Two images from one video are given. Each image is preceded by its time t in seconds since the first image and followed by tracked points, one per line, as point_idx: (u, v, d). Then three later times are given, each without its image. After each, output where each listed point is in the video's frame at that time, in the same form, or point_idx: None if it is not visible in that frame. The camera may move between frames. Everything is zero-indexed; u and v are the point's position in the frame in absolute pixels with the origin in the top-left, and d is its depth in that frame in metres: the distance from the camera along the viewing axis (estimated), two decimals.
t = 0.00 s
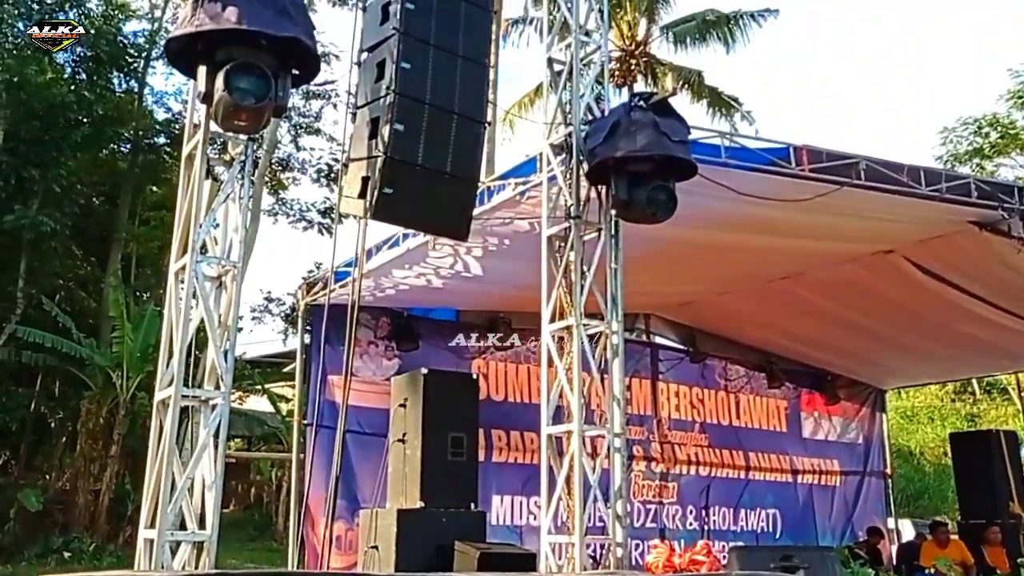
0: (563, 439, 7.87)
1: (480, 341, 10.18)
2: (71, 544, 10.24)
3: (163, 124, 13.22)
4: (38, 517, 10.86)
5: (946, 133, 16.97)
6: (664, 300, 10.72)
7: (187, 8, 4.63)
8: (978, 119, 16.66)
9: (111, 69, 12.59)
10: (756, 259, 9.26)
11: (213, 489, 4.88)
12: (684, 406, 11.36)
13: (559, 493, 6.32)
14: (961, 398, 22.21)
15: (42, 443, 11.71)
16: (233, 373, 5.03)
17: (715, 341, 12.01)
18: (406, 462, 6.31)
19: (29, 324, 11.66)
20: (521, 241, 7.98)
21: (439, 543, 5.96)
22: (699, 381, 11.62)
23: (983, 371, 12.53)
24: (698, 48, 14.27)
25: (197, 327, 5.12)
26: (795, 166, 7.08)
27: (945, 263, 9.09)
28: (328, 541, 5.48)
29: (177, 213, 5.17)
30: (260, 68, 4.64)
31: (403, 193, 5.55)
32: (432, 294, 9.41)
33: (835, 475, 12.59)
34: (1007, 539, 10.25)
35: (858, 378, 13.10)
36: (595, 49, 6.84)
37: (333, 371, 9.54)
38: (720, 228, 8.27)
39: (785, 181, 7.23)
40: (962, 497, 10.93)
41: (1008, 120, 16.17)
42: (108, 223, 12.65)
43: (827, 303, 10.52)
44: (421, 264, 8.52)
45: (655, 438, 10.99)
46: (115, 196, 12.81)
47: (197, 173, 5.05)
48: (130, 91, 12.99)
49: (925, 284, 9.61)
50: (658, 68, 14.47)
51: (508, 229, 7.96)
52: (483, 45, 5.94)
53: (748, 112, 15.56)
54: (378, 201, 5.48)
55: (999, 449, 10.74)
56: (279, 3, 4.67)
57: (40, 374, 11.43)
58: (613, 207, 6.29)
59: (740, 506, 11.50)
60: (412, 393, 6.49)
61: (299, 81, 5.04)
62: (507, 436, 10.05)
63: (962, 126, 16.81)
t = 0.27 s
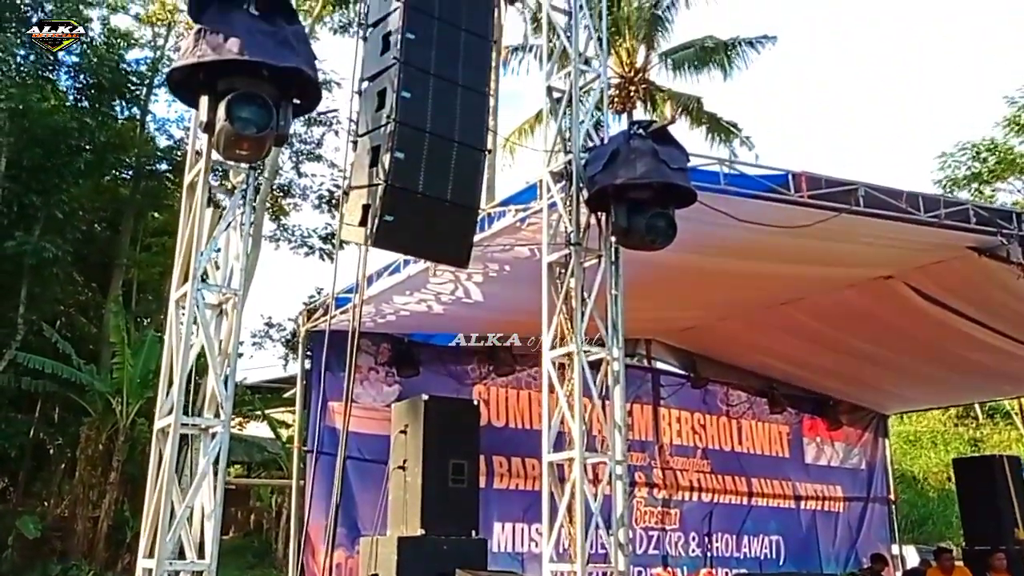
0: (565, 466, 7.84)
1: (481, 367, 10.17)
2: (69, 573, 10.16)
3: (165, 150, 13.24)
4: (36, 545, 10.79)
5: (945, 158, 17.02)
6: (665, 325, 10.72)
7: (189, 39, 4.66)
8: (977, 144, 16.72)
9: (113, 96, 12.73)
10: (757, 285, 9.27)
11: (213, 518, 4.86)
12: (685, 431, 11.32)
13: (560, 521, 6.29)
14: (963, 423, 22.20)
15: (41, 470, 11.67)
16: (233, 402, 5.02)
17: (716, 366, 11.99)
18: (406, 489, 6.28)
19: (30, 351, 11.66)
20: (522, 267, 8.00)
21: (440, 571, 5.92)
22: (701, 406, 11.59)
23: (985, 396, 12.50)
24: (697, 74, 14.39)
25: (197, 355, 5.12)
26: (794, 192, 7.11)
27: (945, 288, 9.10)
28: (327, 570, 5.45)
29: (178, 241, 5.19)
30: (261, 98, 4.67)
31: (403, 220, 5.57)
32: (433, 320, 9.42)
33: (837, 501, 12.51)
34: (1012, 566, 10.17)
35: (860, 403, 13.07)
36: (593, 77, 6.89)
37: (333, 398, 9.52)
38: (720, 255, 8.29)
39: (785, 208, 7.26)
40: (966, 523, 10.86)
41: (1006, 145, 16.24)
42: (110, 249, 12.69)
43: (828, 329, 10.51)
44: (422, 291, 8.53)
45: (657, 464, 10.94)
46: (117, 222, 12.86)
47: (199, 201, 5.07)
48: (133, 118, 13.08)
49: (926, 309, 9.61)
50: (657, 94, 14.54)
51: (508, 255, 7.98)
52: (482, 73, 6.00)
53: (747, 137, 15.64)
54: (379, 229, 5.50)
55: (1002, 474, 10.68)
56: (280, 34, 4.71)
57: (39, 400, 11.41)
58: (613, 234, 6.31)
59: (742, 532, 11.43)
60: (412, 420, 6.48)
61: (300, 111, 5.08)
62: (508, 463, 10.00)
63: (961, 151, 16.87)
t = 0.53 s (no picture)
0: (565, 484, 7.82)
1: (481, 385, 10.15)
2: None
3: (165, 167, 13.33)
4: (33, 563, 10.73)
5: (943, 173, 17.06)
6: (664, 342, 10.72)
7: (190, 59, 4.68)
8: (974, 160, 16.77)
9: (114, 113, 12.75)
10: (756, 302, 9.27)
11: (211, 537, 4.84)
12: (685, 448, 11.29)
13: (560, 540, 6.26)
14: (963, 440, 22.16)
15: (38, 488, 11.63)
16: (231, 420, 5.00)
17: (715, 383, 11.98)
18: (406, 508, 6.26)
19: (29, 369, 11.64)
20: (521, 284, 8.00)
21: None
22: (700, 423, 11.57)
23: (986, 412, 12.47)
24: (694, 92, 14.45)
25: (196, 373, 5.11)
26: (793, 209, 7.13)
27: (945, 304, 9.10)
28: None
29: (177, 259, 5.19)
30: (261, 117, 4.69)
31: (402, 238, 5.58)
32: (433, 338, 9.41)
33: (838, 518, 12.46)
34: None
35: (860, 420, 13.04)
36: (592, 95, 6.92)
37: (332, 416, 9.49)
38: (719, 271, 8.30)
39: (784, 225, 7.28)
40: (968, 539, 10.80)
41: (1003, 161, 16.31)
42: (109, 267, 12.71)
43: (828, 345, 10.51)
44: (421, 308, 8.52)
45: (657, 481, 10.90)
46: (116, 240, 12.87)
47: (198, 220, 5.08)
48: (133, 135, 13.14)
49: (925, 325, 9.61)
50: (655, 111, 14.56)
51: (507, 272, 7.99)
52: (481, 92, 6.02)
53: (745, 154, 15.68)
54: (378, 247, 5.50)
55: (1003, 490, 10.64)
56: (280, 53, 4.74)
57: (37, 419, 11.38)
58: (612, 251, 6.32)
59: (743, 550, 11.38)
60: (411, 437, 6.45)
61: (300, 130, 5.10)
62: (507, 480, 9.97)
63: (958, 166, 16.92)
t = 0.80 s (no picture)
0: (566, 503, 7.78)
1: (480, 403, 10.14)
2: None
3: (165, 185, 13.41)
4: None
5: (942, 192, 17.03)
6: (664, 359, 10.70)
7: (190, 79, 4.71)
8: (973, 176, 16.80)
9: (114, 131, 12.79)
10: (756, 319, 9.26)
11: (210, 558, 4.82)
12: (686, 466, 11.24)
13: (560, 559, 6.22)
14: (965, 458, 22.17)
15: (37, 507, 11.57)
16: (231, 440, 4.98)
17: (716, 401, 11.95)
18: (405, 527, 6.23)
19: (28, 387, 11.60)
20: (521, 302, 8.00)
21: None
22: (701, 440, 11.53)
23: (988, 429, 12.43)
24: (694, 108, 14.50)
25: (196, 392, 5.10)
26: (793, 227, 7.13)
27: (945, 321, 9.09)
28: None
29: (177, 278, 5.19)
30: (261, 137, 4.71)
31: (402, 257, 5.59)
32: (432, 355, 9.40)
33: (840, 537, 12.40)
34: None
35: (862, 437, 13.01)
36: (592, 113, 6.94)
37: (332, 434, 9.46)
38: (719, 289, 8.29)
39: (784, 242, 7.28)
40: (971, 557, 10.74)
41: (1003, 178, 16.27)
42: (110, 284, 12.70)
43: (829, 363, 10.49)
44: (421, 326, 8.52)
45: (658, 500, 10.86)
46: (117, 258, 12.86)
47: (199, 239, 5.08)
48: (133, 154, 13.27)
49: (926, 342, 9.59)
50: (654, 128, 14.59)
51: (507, 289, 7.99)
52: (481, 111, 6.05)
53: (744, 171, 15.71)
54: (378, 265, 5.51)
55: (1006, 507, 10.57)
56: (281, 73, 4.76)
57: (37, 437, 11.34)
58: (612, 269, 6.32)
59: (744, 569, 11.32)
60: (411, 456, 6.42)
61: (300, 149, 5.12)
62: (507, 499, 9.93)
63: (958, 184, 16.89)
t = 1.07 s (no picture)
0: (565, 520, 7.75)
1: (480, 419, 10.11)
2: None
3: (165, 201, 13.46)
4: None
5: (940, 208, 17.04)
6: (664, 375, 10.69)
7: (190, 97, 4.72)
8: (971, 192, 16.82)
9: (115, 148, 12.84)
10: (756, 334, 9.25)
11: None
12: (686, 482, 11.20)
13: None
14: (966, 473, 22.13)
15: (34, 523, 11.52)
16: (229, 457, 4.96)
17: (716, 416, 11.92)
18: (404, 544, 6.20)
19: (27, 403, 11.57)
20: (520, 317, 8.00)
21: None
22: (701, 456, 11.50)
23: (989, 445, 12.39)
24: (693, 124, 14.54)
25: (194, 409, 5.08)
26: (792, 243, 7.14)
27: (945, 336, 9.08)
28: None
29: (177, 295, 5.19)
30: (261, 153, 4.71)
31: (401, 273, 5.59)
32: (432, 371, 9.39)
33: (841, 553, 12.34)
34: None
35: (863, 453, 12.97)
36: (591, 129, 6.96)
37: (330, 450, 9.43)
38: (718, 304, 8.29)
39: (783, 258, 7.29)
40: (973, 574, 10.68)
41: (1001, 195, 16.29)
42: (109, 300, 12.70)
43: (829, 378, 10.47)
44: (421, 341, 8.51)
45: (658, 516, 10.81)
46: (116, 273, 12.86)
47: (198, 255, 5.09)
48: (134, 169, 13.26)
49: (926, 358, 9.58)
50: (654, 143, 14.63)
51: (506, 305, 7.98)
52: (481, 127, 6.06)
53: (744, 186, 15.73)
54: (377, 281, 5.51)
55: (1007, 523, 10.53)
56: (281, 90, 4.77)
57: (34, 453, 11.30)
58: (611, 285, 6.31)
59: None
60: (410, 472, 6.40)
61: (300, 166, 5.13)
62: (507, 515, 9.89)
63: (955, 201, 16.89)
